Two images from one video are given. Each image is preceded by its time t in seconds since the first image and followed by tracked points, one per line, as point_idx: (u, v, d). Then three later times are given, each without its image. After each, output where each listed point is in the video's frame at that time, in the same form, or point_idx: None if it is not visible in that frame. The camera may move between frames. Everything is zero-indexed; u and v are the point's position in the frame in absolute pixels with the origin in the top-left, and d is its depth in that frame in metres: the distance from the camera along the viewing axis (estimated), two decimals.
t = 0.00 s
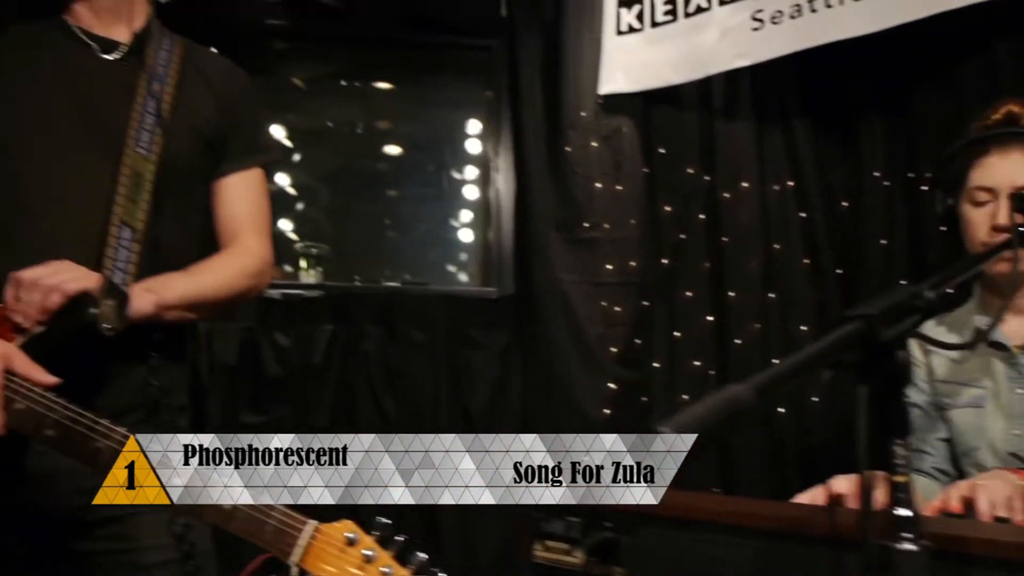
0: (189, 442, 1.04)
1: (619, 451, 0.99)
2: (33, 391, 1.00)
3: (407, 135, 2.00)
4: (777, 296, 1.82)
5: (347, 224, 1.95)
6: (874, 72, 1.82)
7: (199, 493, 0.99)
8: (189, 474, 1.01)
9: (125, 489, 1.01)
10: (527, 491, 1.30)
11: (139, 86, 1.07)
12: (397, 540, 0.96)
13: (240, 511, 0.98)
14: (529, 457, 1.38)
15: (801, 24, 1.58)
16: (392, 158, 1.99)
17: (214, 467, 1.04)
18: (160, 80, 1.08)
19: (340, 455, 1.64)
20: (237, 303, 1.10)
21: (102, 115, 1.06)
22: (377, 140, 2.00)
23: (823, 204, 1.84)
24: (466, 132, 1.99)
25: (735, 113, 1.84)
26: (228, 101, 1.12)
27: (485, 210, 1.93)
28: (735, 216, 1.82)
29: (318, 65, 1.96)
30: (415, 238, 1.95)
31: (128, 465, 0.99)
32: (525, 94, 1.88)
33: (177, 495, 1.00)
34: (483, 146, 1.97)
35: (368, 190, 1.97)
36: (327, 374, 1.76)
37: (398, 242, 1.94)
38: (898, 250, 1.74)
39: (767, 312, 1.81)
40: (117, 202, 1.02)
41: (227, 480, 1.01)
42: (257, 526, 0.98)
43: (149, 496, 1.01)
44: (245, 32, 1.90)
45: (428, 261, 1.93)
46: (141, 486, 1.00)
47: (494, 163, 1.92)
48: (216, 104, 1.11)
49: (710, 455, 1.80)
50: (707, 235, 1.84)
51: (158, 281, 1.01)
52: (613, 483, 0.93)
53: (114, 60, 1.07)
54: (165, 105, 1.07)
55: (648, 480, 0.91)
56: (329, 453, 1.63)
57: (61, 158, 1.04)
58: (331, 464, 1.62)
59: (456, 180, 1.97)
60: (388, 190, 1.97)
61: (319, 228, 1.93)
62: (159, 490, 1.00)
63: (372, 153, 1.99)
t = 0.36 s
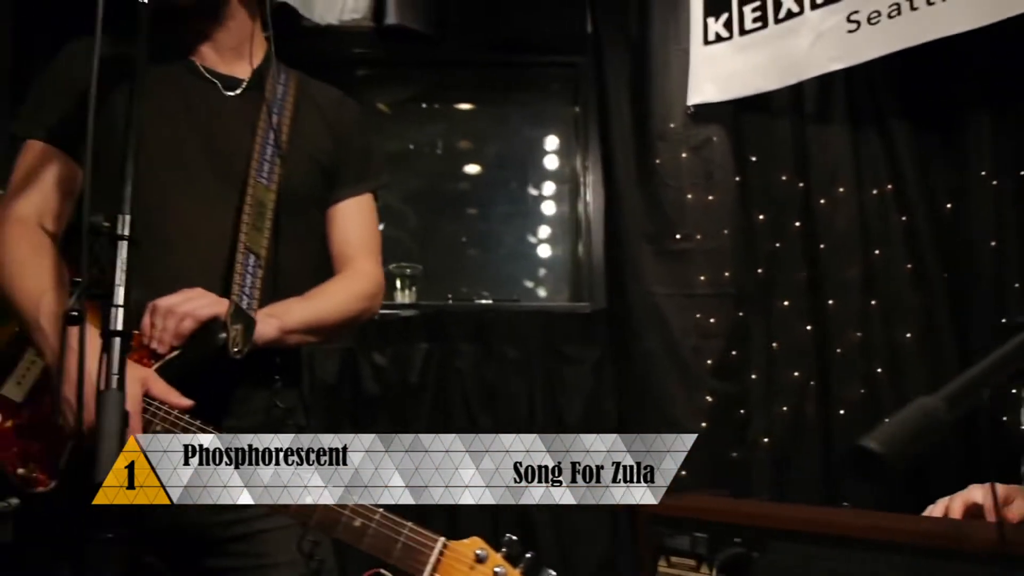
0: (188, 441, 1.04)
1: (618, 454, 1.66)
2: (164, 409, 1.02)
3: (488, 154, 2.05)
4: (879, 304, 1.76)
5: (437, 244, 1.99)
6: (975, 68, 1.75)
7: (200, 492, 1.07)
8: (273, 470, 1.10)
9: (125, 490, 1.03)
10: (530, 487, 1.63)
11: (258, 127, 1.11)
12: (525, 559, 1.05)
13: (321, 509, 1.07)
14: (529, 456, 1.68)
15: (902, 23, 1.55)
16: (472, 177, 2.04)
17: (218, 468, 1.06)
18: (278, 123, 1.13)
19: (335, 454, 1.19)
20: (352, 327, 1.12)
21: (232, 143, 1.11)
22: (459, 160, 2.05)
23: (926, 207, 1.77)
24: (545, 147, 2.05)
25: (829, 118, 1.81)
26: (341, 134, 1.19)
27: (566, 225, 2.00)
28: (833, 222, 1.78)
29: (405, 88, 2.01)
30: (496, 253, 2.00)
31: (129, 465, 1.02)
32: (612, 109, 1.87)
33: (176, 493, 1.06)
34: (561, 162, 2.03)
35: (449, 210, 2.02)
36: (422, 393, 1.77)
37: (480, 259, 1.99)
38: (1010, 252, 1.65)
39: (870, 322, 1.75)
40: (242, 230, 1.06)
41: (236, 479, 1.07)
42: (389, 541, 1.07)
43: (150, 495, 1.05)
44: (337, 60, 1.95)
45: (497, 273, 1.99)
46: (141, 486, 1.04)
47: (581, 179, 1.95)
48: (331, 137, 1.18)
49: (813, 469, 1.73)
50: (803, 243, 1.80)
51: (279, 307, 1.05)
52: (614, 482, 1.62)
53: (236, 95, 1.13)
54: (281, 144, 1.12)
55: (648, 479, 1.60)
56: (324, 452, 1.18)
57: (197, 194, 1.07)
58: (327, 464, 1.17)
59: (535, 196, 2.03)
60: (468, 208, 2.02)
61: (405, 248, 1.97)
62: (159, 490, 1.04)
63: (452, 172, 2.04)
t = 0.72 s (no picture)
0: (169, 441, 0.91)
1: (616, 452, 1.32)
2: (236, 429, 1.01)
3: (531, 172, 2.07)
4: (938, 312, 1.72)
5: (482, 265, 2.00)
6: None
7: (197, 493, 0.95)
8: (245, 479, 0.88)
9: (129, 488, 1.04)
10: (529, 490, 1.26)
11: (321, 153, 1.14)
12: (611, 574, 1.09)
13: (405, 525, 1.08)
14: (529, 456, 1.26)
15: (953, 25, 1.56)
16: (513, 196, 2.05)
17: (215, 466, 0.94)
18: (339, 149, 1.16)
19: (336, 453, 1.05)
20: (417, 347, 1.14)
21: (295, 172, 1.13)
22: (499, 179, 2.06)
23: (984, 210, 1.73)
24: (585, 164, 2.06)
25: (878, 124, 1.79)
26: (399, 156, 1.22)
27: (607, 241, 2.01)
28: (887, 229, 1.75)
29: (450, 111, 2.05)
30: (541, 271, 2.01)
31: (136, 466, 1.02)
32: (658, 123, 1.87)
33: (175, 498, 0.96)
34: (601, 177, 2.05)
35: (492, 229, 2.03)
36: (477, 413, 1.78)
37: (523, 277, 2.00)
38: None
39: (930, 330, 1.72)
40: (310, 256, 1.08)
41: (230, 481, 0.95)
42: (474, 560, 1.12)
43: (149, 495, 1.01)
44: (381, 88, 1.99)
45: (543, 288, 1.99)
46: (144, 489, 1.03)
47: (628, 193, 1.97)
48: (389, 159, 1.20)
49: (877, 481, 1.70)
50: (858, 251, 1.77)
51: (347, 329, 1.05)
52: (616, 483, 1.32)
53: (299, 124, 1.16)
54: (344, 168, 1.15)
55: (649, 480, 1.35)
56: (325, 450, 1.05)
57: (265, 224, 1.09)
58: (327, 464, 1.05)
59: (575, 212, 2.04)
60: (510, 227, 2.03)
61: (451, 269, 1.99)
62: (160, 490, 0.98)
63: (494, 192, 2.05)
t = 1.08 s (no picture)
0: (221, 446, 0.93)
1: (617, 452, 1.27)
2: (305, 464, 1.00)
3: (570, 195, 2.08)
4: (992, 331, 1.69)
5: (522, 287, 2.01)
6: None
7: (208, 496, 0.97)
8: (273, 469, 0.87)
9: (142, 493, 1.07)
10: (530, 490, 1.19)
11: (377, 183, 1.17)
12: None
13: (471, 558, 1.10)
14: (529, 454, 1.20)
15: (1000, 42, 1.54)
16: (552, 218, 2.07)
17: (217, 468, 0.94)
18: (394, 179, 1.19)
19: (337, 453, 0.99)
20: (472, 372, 1.17)
21: (352, 202, 1.16)
22: (538, 201, 2.08)
23: None
24: (622, 185, 2.07)
25: (924, 142, 1.77)
26: (451, 184, 1.26)
27: (645, 262, 2.00)
28: (936, 247, 1.72)
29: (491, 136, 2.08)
30: (581, 293, 2.01)
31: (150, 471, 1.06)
32: (701, 144, 1.86)
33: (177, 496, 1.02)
34: (639, 199, 2.05)
35: (532, 252, 2.04)
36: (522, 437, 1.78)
37: (561, 299, 2.01)
38: None
39: (983, 350, 1.68)
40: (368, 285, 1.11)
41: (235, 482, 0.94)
42: None
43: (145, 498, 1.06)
44: (424, 115, 2.02)
45: (581, 310, 2.00)
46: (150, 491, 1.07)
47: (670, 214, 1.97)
48: (442, 186, 1.25)
49: (931, 505, 1.65)
50: (907, 271, 1.74)
51: (405, 357, 1.07)
52: (616, 483, 1.27)
53: (354, 153, 1.20)
54: (398, 198, 1.18)
55: (648, 480, 1.30)
56: (325, 450, 0.98)
57: (322, 252, 1.11)
58: (327, 464, 0.99)
59: (612, 233, 2.04)
60: (549, 248, 2.04)
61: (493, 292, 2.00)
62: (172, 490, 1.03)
63: (533, 215, 2.06)
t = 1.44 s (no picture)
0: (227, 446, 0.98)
1: (617, 452, 1.23)
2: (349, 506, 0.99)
3: (598, 222, 2.10)
4: None
5: (551, 314, 2.00)
6: None
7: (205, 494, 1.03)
8: (273, 470, 0.89)
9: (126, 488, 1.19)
10: (529, 490, 1.16)
11: (414, 215, 1.19)
12: None
13: None
14: (530, 455, 1.16)
15: None
16: (580, 244, 2.08)
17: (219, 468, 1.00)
18: (431, 211, 1.21)
19: (338, 452, 0.86)
20: (509, 403, 1.17)
21: (391, 234, 1.17)
22: (566, 228, 2.09)
23: None
24: (649, 211, 2.08)
25: (958, 169, 1.75)
26: (487, 214, 1.27)
27: (674, 288, 2.00)
28: (973, 274, 1.69)
29: (521, 165, 2.09)
30: (610, 320, 2.01)
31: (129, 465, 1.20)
32: (731, 172, 1.87)
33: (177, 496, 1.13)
34: (666, 225, 2.06)
35: (561, 278, 2.04)
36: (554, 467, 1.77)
37: (588, 324, 2.00)
38: None
39: None
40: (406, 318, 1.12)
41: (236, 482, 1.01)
42: None
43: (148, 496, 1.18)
44: (455, 144, 2.05)
45: (609, 334, 1.99)
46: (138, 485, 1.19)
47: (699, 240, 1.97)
48: (478, 216, 1.26)
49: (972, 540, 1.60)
50: (943, 299, 1.71)
51: (442, 390, 1.09)
52: (616, 484, 1.26)
53: (391, 184, 1.21)
54: (435, 229, 1.19)
55: (648, 480, 1.32)
56: (325, 449, 0.86)
57: (359, 284, 1.12)
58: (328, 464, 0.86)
59: (638, 258, 2.06)
60: (576, 274, 2.05)
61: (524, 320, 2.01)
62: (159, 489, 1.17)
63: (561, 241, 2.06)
